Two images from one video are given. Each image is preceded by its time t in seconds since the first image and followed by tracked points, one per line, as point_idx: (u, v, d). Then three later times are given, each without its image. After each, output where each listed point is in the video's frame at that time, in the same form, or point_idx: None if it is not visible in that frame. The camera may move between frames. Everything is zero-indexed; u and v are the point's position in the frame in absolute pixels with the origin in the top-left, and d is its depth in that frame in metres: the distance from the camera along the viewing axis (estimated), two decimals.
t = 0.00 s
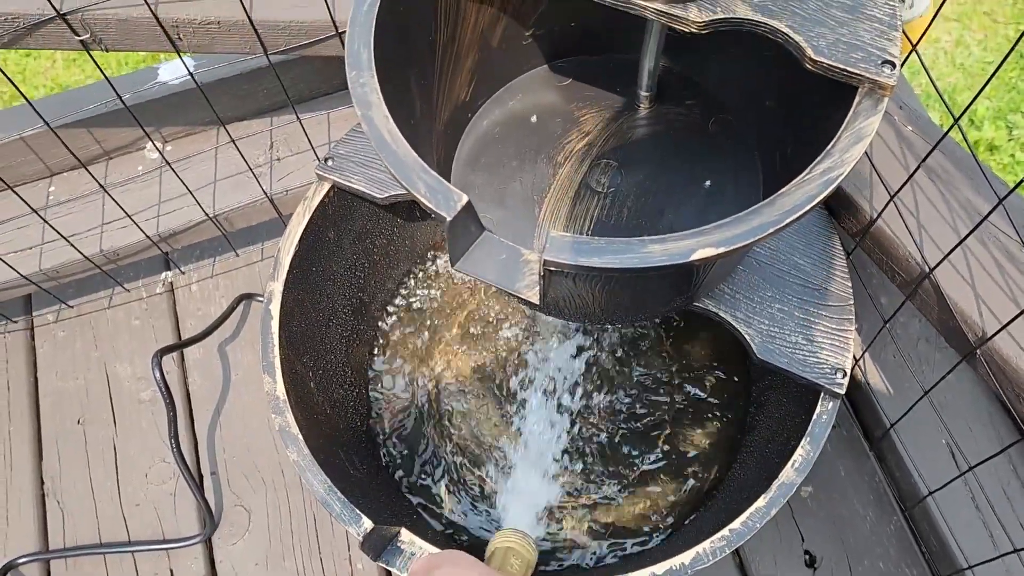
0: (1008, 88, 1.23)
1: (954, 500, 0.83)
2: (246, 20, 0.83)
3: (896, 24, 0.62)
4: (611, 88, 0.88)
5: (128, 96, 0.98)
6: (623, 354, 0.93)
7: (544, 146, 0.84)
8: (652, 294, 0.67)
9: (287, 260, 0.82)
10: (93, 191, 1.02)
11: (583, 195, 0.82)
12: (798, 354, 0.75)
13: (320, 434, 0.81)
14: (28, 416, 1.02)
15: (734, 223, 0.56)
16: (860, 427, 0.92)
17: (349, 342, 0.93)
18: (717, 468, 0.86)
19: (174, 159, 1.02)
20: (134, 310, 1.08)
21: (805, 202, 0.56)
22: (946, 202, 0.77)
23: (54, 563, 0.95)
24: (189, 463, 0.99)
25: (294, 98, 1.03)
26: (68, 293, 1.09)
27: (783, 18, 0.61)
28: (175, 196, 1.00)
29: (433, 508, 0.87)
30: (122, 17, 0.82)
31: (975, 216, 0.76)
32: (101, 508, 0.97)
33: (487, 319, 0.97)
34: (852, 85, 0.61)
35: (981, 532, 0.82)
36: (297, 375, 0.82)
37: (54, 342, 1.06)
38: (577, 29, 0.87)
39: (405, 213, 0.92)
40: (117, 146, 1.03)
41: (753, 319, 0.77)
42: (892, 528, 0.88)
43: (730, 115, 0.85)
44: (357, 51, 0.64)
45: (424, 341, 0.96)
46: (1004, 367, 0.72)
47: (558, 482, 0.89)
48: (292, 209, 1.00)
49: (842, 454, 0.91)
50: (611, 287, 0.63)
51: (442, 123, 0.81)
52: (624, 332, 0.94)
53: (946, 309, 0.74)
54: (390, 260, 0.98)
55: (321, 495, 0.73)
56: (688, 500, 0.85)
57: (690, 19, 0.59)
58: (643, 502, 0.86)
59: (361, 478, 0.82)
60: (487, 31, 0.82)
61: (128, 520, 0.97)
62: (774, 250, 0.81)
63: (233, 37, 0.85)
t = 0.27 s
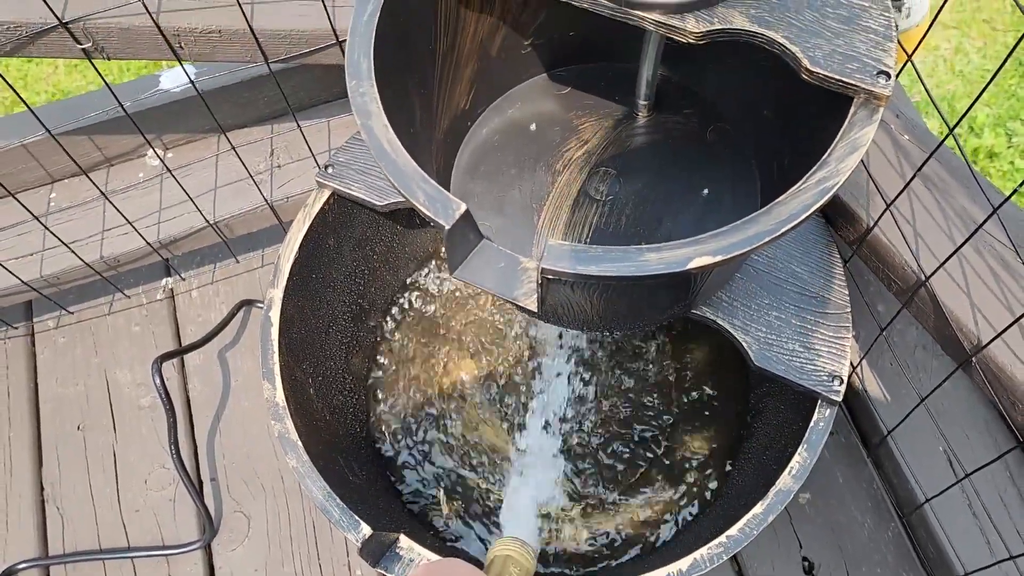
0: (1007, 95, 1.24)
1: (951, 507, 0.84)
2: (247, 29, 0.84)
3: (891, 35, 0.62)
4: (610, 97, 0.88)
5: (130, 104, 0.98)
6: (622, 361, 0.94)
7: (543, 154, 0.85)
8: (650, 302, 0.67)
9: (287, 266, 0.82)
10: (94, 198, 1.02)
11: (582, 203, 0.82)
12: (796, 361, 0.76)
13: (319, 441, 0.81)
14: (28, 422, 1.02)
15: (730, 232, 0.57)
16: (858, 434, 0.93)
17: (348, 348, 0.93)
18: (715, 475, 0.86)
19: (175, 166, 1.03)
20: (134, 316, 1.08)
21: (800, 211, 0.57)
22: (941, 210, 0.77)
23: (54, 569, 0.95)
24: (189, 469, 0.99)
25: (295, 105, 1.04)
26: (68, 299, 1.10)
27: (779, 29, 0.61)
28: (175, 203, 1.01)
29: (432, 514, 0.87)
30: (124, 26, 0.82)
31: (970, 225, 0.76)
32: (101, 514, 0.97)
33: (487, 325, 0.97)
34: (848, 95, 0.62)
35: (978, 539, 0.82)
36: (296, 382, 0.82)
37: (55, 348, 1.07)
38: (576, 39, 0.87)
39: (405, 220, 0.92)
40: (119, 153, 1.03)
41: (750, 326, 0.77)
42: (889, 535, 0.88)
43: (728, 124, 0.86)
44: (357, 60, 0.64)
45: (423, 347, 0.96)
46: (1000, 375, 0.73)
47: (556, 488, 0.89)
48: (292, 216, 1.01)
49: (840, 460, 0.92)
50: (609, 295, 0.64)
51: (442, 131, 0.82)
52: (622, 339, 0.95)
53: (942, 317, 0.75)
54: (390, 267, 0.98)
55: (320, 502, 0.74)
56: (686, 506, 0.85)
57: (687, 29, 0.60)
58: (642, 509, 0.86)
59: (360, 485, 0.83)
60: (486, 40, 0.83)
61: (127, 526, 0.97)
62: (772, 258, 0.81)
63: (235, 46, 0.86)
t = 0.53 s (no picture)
0: (1006, 100, 1.24)
1: (949, 512, 0.84)
2: (247, 35, 0.84)
3: (888, 42, 0.62)
4: (609, 103, 0.89)
5: (129, 108, 0.99)
6: (621, 365, 0.94)
7: (541, 159, 0.85)
8: (648, 307, 0.67)
9: (286, 271, 0.82)
10: (94, 202, 1.02)
11: (581, 208, 0.83)
12: (794, 367, 0.76)
13: (318, 445, 0.81)
14: (27, 426, 1.02)
15: (728, 238, 0.57)
16: (856, 439, 0.93)
17: (348, 352, 0.94)
18: (714, 480, 0.86)
19: (175, 171, 1.03)
20: (134, 320, 1.08)
21: (798, 217, 0.57)
22: (939, 216, 0.77)
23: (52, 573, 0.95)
24: (188, 473, 0.99)
25: (295, 110, 1.04)
26: (68, 304, 1.10)
27: (777, 36, 0.62)
28: (175, 207, 1.01)
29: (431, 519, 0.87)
30: (125, 31, 0.83)
31: (968, 231, 0.76)
32: (100, 518, 0.97)
33: (486, 330, 0.97)
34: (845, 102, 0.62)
35: (976, 544, 0.82)
36: (295, 386, 0.82)
37: (54, 352, 1.07)
38: (575, 45, 0.88)
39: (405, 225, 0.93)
40: (118, 157, 1.03)
41: (748, 331, 0.78)
42: (887, 540, 0.88)
43: (726, 130, 0.86)
44: (356, 66, 0.65)
45: (423, 351, 0.97)
46: (997, 380, 0.73)
47: (555, 493, 0.89)
48: (292, 221, 1.01)
49: (838, 465, 0.92)
50: (608, 300, 0.64)
51: (441, 136, 0.82)
52: (621, 343, 0.95)
53: (940, 323, 0.75)
54: (390, 271, 0.98)
55: (319, 506, 0.74)
56: (685, 511, 0.85)
57: (685, 35, 0.60)
58: (641, 514, 0.86)
59: (359, 489, 0.83)
60: (485, 46, 0.83)
61: (126, 530, 0.97)
62: (770, 263, 0.82)
63: (235, 51, 0.86)
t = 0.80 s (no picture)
0: (1004, 102, 1.25)
1: (948, 514, 0.84)
2: (248, 36, 0.84)
3: (889, 45, 0.62)
4: (609, 104, 0.89)
5: (129, 108, 0.98)
6: (621, 367, 0.94)
7: (541, 160, 0.85)
8: (648, 308, 0.67)
9: (286, 272, 0.82)
10: (93, 202, 1.02)
11: (581, 210, 0.83)
12: (794, 368, 0.76)
13: (318, 447, 0.81)
14: (25, 427, 1.02)
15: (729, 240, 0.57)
16: (855, 440, 0.93)
17: (347, 353, 0.93)
18: (714, 482, 0.86)
19: (175, 171, 1.03)
20: (133, 320, 1.08)
21: (799, 219, 0.57)
22: (939, 218, 0.77)
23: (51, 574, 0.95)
24: (186, 473, 0.99)
25: (295, 111, 1.04)
26: (67, 304, 1.10)
27: (778, 38, 0.62)
28: (175, 208, 1.01)
29: (430, 520, 0.87)
30: (125, 32, 0.82)
31: (968, 233, 0.76)
32: (98, 519, 0.97)
33: (485, 331, 0.97)
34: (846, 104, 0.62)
35: (975, 546, 0.82)
36: (295, 388, 0.82)
37: (53, 352, 1.07)
38: (575, 46, 0.88)
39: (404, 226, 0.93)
40: (118, 158, 1.03)
41: (748, 333, 0.78)
42: (886, 542, 0.88)
43: (726, 131, 0.86)
44: (357, 68, 0.65)
45: (422, 353, 0.96)
46: (997, 383, 0.73)
47: (555, 494, 0.89)
48: (291, 221, 1.01)
49: (837, 467, 0.92)
50: (608, 302, 0.64)
51: (441, 138, 0.82)
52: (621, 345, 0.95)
53: (940, 325, 0.75)
54: (390, 272, 0.98)
55: (319, 507, 0.74)
56: (684, 513, 0.85)
57: (686, 37, 0.60)
58: (640, 515, 0.86)
59: (359, 491, 0.83)
60: (486, 47, 0.83)
61: (125, 531, 0.97)
62: (770, 265, 0.82)
63: (235, 52, 0.86)
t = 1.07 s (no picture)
0: (1001, 103, 1.25)
1: (947, 513, 0.84)
2: (246, 32, 0.84)
3: (890, 42, 0.62)
4: (609, 102, 0.88)
5: (127, 106, 0.98)
6: (620, 365, 0.94)
7: (540, 158, 0.85)
8: (649, 306, 0.67)
9: (284, 270, 0.82)
10: (90, 200, 1.02)
11: (580, 208, 0.82)
12: (794, 367, 0.76)
13: (316, 445, 0.81)
14: (21, 426, 1.02)
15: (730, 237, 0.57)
16: (855, 439, 0.93)
17: (345, 352, 0.93)
18: (713, 481, 0.86)
19: (172, 169, 1.02)
20: (130, 319, 1.07)
21: (800, 216, 0.57)
22: (939, 217, 0.77)
23: (47, 573, 0.95)
24: (184, 473, 0.98)
25: (293, 109, 1.03)
26: (63, 302, 1.09)
27: (779, 35, 0.61)
28: (172, 205, 1.00)
29: (428, 519, 0.87)
30: (123, 28, 0.82)
31: (968, 232, 0.76)
32: (95, 518, 0.97)
33: (484, 330, 0.97)
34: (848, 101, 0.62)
35: (974, 545, 0.82)
36: (293, 386, 0.82)
37: (49, 351, 1.06)
38: (575, 44, 0.87)
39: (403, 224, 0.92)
40: (115, 155, 1.03)
41: (748, 331, 0.78)
42: (885, 541, 0.88)
43: (726, 130, 0.86)
44: (357, 64, 0.65)
45: (420, 351, 0.96)
46: (998, 381, 0.73)
47: (554, 494, 0.89)
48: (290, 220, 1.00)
49: (837, 466, 0.92)
50: (608, 300, 0.64)
51: (440, 135, 0.82)
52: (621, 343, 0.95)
53: (940, 323, 0.75)
54: (388, 271, 0.98)
55: (317, 506, 0.74)
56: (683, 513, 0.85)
57: (687, 34, 0.60)
58: (639, 514, 0.86)
59: (358, 490, 0.82)
60: (485, 45, 0.83)
61: (122, 530, 0.96)
62: (770, 263, 0.81)
63: (233, 49, 0.86)
